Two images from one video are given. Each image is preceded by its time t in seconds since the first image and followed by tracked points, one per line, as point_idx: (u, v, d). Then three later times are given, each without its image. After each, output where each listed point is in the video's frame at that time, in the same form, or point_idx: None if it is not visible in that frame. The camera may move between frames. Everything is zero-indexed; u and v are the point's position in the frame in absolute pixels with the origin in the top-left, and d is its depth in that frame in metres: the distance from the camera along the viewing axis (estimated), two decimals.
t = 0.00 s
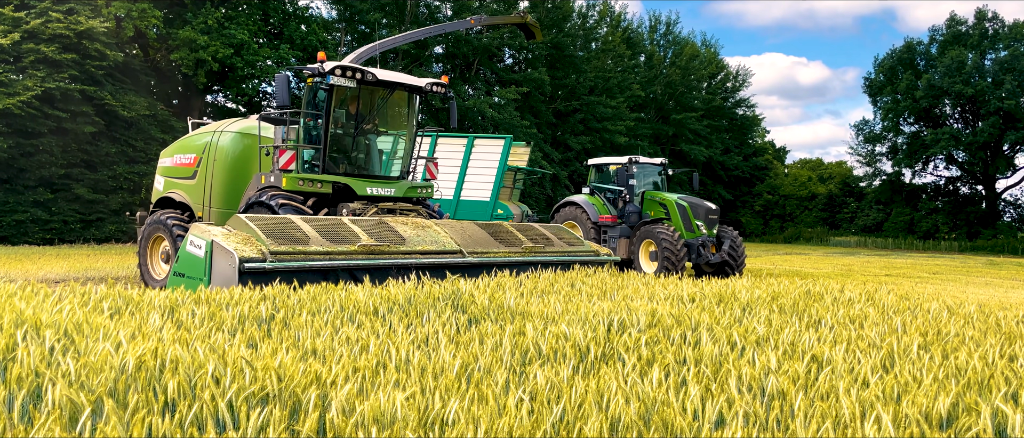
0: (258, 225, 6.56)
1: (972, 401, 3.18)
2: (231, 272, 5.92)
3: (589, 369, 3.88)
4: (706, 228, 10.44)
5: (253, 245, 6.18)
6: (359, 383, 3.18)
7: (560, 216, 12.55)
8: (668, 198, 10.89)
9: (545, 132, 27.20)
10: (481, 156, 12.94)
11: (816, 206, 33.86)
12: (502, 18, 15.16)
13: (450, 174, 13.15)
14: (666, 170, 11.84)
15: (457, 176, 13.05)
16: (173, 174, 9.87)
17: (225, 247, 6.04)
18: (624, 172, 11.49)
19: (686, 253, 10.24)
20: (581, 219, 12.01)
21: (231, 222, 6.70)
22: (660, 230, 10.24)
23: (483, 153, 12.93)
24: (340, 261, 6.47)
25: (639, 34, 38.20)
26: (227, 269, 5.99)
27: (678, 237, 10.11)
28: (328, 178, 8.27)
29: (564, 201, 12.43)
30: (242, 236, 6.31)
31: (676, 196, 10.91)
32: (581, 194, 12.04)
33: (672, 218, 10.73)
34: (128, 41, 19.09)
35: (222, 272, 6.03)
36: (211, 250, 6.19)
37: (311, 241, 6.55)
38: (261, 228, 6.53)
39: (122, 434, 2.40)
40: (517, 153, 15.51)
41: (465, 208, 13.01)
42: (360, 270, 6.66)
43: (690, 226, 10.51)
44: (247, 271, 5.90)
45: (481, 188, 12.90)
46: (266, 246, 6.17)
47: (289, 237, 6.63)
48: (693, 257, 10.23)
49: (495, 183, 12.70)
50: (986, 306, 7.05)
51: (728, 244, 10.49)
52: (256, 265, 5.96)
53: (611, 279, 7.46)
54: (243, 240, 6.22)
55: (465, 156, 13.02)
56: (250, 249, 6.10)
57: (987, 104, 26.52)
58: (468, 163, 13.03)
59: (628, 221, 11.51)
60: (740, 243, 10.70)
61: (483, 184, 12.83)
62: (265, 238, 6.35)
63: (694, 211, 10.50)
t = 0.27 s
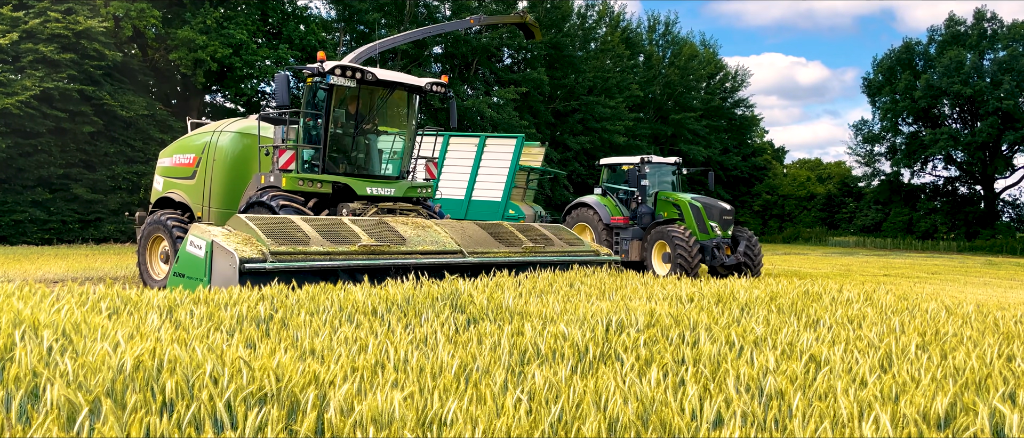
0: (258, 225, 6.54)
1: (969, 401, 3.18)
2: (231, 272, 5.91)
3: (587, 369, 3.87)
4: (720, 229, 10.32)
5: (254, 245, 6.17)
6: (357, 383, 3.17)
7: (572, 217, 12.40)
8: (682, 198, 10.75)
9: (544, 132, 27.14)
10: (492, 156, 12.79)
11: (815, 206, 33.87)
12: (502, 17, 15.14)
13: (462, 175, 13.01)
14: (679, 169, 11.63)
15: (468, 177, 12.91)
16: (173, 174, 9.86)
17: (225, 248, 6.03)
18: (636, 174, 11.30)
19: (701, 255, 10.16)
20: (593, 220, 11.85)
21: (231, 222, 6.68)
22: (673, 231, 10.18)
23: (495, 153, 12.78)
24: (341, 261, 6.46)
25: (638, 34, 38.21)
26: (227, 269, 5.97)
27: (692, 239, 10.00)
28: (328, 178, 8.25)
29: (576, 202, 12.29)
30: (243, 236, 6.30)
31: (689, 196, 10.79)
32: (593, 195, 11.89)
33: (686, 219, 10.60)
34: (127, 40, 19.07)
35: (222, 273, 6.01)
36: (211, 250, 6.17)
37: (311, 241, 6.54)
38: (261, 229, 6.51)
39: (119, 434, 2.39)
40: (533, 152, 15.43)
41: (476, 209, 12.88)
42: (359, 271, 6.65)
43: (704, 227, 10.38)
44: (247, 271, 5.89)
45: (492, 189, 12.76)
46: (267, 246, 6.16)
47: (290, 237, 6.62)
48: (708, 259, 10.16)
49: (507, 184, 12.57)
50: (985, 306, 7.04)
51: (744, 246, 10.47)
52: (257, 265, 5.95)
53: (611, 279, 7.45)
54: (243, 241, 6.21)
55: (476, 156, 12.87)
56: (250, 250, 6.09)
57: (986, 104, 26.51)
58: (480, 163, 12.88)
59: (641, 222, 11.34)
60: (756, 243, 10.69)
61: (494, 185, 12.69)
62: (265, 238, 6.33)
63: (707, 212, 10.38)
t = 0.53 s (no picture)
0: (258, 226, 6.51)
1: (966, 400, 3.17)
2: (231, 273, 5.89)
3: (585, 368, 3.86)
4: (735, 230, 9.93)
5: (254, 246, 6.15)
6: (355, 384, 3.16)
7: (584, 217, 12.14)
8: (697, 198, 10.56)
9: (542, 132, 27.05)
10: (504, 155, 12.48)
11: (813, 206, 33.88)
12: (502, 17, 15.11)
13: (473, 174, 12.71)
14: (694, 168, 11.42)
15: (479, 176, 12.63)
16: (172, 174, 9.84)
17: (225, 248, 6.01)
18: (651, 172, 11.14)
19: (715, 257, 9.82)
20: (605, 220, 11.59)
21: (232, 222, 6.66)
22: (687, 231, 9.86)
23: (506, 152, 12.47)
24: (341, 261, 6.43)
25: (637, 35, 38.20)
26: (227, 270, 5.95)
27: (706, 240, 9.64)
28: (329, 178, 8.22)
29: (589, 201, 12.06)
30: (243, 237, 6.28)
31: (704, 197, 10.54)
32: (606, 194, 11.69)
33: (701, 220, 10.34)
34: (125, 40, 19.03)
35: (222, 273, 5.99)
36: (211, 251, 6.15)
37: (312, 242, 6.51)
38: (262, 229, 6.48)
39: (116, 433, 2.38)
40: (545, 152, 15.11)
41: (487, 209, 12.55)
42: (359, 271, 6.63)
43: (719, 228, 10.04)
44: (247, 272, 5.87)
45: (503, 189, 12.43)
46: (267, 247, 6.14)
47: (290, 237, 6.58)
48: (722, 261, 9.77)
49: (518, 183, 12.22)
50: (982, 306, 7.02)
51: (761, 248, 9.99)
52: (257, 266, 5.93)
53: (610, 279, 7.43)
54: (243, 241, 6.19)
55: (488, 155, 12.59)
56: (250, 251, 6.06)
57: (984, 104, 26.50)
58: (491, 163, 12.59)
59: (654, 223, 11.08)
60: (774, 244, 10.23)
61: (506, 184, 12.37)
62: (265, 239, 6.31)
63: (722, 212, 10.05)
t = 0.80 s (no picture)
0: (258, 226, 6.49)
1: (964, 400, 3.17)
2: (230, 274, 5.88)
3: (583, 368, 3.85)
4: (749, 232, 9.65)
5: (254, 247, 6.12)
6: (354, 383, 3.15)
7: (597, 217, 11.94)
8: (711, 198, 10.31)
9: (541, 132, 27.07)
10: (515, 154, 12.26)
11: (812, 206, 33.90)
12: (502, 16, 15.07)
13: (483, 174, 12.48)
14: (708, 167, 11.20)
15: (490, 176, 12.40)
16: (172, 174, 9.82)
17: (224, 249, 5.99)
18: (663, 172, 10.90)
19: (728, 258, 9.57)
20: (617, 220, 11.42)
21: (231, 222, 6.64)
22: (699, 233, 9.64)
23: (517, 151, 12.25)
24: (341, 262, 6.42)
25: (635, 35, 38.21)
26: (227, 271, 5.94)
27: (718, 242, 9.43)
28: (329, 178, 8.20)
29: (602, 201, 11.86)
30: (242, 238, 6.26)
31: (718, 197, 10.26)
32: (618, 194, 11.49)
33: (714, 220, 10.13)
34: (123, 40, 18.98)
35: (222, 275, 5.98)
36: (210, 251, 6.14)
37: (312, 242, 6.48)
38: (261, 229, 6.46)
39: (113, 434, 2.37)
40: (558, 150, 14.15)
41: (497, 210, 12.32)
42: (359, 272, 6.62)
43: (732, 229, 9.77)
44: (247, 273, 5.85)
45: (514, 188, 12.20)
46: (267, 248, 6.11)
47: (290, 238, 6.56)
48: (736, 263, 9.55)
49: (529, 182, 11.98)
50: (980, 306, 7.03)
51: (776, 248, 9.69)
52: (257, 267, 5.91)
53: (608, 279, 7.42)
54: (242, 242, 6.17)
55: (498, 155, 12.39)
56: (250, 251, 6.04)
57: (982, 104, 26.49)
58: (501, 163, 12.38)
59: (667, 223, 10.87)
60: (788, 244, 9.93)
61: (516, 183, 12.14)
62: (265, 239, 6.28)
63: (736, 213, 9.77)
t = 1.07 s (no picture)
0: (257, 226, 6.47)
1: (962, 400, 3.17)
2: (228, 275, 5.86)
3: (581, 368, 3.85)
4: (766, 232, 9.13)
5: (252, 247, 6.09)
6: (351, 383, 3.15)
7: (610, 218, 11.50)
8: (727, 198, 9.78)
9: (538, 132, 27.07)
10: (527, 154, 11.93)
11: (809, 206, 33.92)
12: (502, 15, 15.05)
13: (496, 174, 12.17)
14: (727, 167, 10.66)
15: (502, 176, 12.09)
16: (172, 173, 9.80)
17: (223, 249, 5.98)
18: (676, 171, 10.47)
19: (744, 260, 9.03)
20: (630, 221, 10.97)
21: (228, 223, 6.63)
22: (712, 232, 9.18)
23: (530, 150, 11.93)
24: (341, 262, 6.40)
25: (634, 35, 38.24)
26: (226, 272, 5.92)
27: (732, 241, 8.96)
28: (328, 178, 8.18)
29: (615, 202, 11.42)
30: (240, 237, 6.25)
31: (735, 196, 9.76)
32: (631, 194, 11.07)
33: (730, 221, 9.59)
34: (121, 40, 18.95)
35: (221, 275, 5.96)
36: (209, 252, 6.14)
37: (312, 242, 6.46)
38: (260, 229, 6.45)
39: (110, 434, 2.37)
40: (573, 150, 13.90)
41: (510, 210, 12.02)
42: (359, 272, 6.61)
43: (749, 229, 9.26)
44: (247, 274, 5.83)
45: (526, 188, 11.89)
46: (266, 248, 6.09)
47: (289, 238, 6.54)
48: (752, 265, 8.99)
49: (542, 182, 11.64)
50: (977, 306, 7.02)
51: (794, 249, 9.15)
52: (256, 267, 5.89)
53: (607, 279, 7.41)
54: (241, 242, 6.14)
55: (511, 154, 12.09)
56: (249, 252, 6.02)
57: (980, 105, 26.51)
58: (514, 163, 12.08)
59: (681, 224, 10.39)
60: (808, 246, 9.39)
61: (529, 184, 11.82)
62: (263, 239, 6.27)
63: (752, 212, 9.24)
